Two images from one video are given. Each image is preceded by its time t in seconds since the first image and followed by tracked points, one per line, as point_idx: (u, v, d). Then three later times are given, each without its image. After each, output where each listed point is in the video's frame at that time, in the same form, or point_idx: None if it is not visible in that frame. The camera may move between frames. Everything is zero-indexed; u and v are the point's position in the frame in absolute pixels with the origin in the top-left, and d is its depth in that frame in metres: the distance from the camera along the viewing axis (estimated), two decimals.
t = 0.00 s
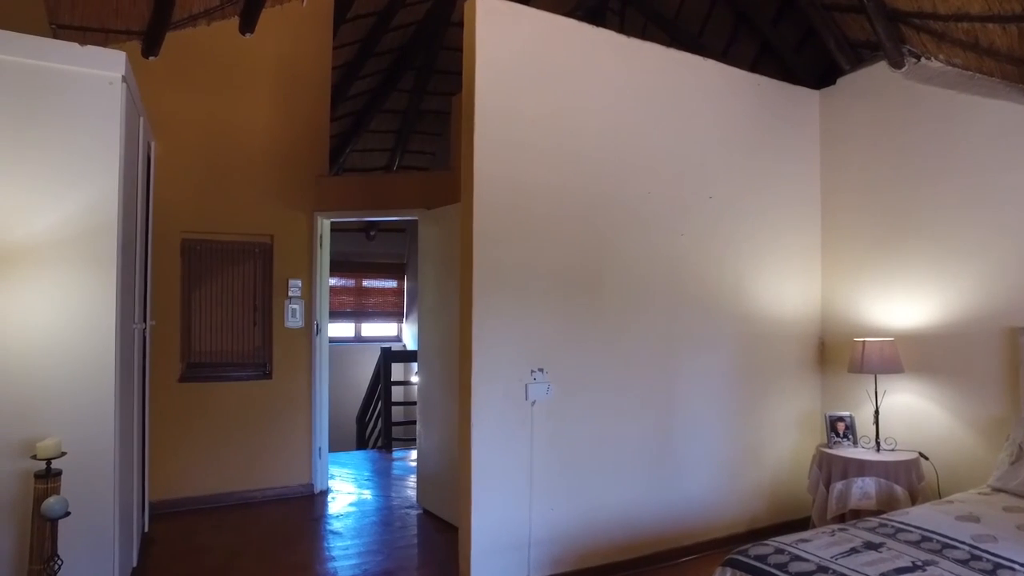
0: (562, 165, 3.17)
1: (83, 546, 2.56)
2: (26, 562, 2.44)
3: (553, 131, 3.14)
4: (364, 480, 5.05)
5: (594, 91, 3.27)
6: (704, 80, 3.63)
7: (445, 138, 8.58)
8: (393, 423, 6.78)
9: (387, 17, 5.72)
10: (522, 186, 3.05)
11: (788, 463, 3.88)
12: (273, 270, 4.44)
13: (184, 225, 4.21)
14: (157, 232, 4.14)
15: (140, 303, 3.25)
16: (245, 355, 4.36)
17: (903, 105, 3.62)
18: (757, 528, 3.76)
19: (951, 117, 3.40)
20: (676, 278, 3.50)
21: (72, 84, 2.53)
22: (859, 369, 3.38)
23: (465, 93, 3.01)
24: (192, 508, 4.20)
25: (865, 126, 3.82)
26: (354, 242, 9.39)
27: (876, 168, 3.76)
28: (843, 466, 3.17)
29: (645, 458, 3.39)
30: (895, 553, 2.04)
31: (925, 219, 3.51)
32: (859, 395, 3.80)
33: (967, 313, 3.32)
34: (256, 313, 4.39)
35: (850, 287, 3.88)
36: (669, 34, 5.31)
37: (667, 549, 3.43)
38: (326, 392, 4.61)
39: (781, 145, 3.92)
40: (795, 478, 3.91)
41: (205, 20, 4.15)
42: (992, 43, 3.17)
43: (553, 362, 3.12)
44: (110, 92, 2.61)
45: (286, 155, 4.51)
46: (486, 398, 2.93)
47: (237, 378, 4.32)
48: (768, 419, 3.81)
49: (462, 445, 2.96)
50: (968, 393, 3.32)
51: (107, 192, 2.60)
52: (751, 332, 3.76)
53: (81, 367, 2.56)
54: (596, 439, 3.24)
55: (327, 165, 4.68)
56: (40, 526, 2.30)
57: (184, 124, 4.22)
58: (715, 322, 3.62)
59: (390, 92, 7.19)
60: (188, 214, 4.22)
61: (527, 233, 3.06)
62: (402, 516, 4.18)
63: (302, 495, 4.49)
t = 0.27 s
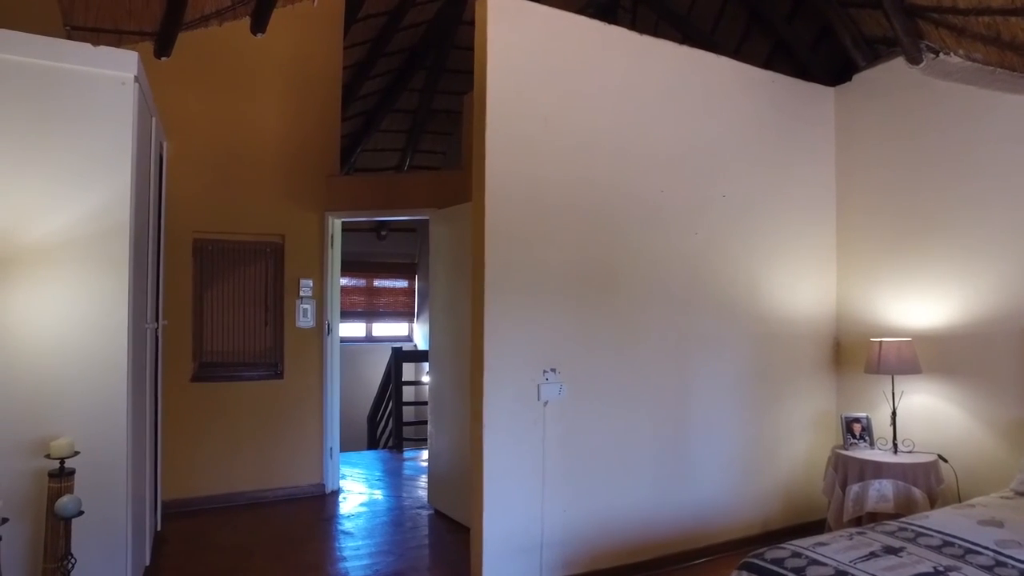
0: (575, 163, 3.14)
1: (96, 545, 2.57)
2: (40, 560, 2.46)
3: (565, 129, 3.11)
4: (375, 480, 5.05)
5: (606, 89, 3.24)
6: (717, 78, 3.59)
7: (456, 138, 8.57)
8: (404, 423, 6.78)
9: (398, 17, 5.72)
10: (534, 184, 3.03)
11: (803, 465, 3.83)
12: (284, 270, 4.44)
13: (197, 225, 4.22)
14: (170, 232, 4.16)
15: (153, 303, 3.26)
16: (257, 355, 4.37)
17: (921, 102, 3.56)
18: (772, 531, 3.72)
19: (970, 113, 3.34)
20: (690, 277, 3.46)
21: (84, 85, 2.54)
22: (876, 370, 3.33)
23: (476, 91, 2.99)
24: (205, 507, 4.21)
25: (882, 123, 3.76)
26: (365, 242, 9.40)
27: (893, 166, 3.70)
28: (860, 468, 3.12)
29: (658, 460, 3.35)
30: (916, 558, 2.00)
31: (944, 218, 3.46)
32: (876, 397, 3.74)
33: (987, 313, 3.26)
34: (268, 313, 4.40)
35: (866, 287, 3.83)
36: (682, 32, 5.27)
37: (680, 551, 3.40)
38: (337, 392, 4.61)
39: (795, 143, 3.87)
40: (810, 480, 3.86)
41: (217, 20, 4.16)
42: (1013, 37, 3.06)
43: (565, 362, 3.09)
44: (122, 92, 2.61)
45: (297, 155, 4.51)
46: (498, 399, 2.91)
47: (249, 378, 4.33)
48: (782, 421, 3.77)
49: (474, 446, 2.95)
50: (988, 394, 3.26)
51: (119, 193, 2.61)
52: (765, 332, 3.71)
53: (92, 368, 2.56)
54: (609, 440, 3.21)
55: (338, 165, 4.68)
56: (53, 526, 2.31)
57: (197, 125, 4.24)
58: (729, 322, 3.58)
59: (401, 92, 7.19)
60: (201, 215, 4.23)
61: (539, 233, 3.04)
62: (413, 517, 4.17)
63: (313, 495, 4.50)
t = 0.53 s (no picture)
0: (586, 161, 3.11)
1: (107, 545, 2.57)
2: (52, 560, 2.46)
3: (576, 127, 3.09)
4: (385, 481, 5.04)
5: (618, 87, 3.21)
6: (730, 75, 3.55)
7: (466, 137, 8.56)
8: (414, 423, 6.76)
9: (408, 16, 5.71)
10: (546, 182, 3.00)
11: (817, 467, 3.78)
12: (294, 270, 4.44)
13: (207, 225, 4.22)
14: (180, 232, 4.16)
15: (163, 303, 3.26)
16: (267, 355, 4.37)
17: (938, 98, 3.50)
18: (786, 534, 3.67)
19: (989, 109, 3.28)
20: (702, 277, 3.42)
21: (95, 84, 2.54)
22: (893, 371, 3.28)
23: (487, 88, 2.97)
24: (215, 507, 4.22)
25: (897, 120, 3.71)
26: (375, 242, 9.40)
27: (909, 163, 3.64)
28: (876, 470, 3.07)
29: (670, 461, 3.32)
30: (937, 563, 1.96)
31: (962, 216, 3.40)
32: (892, 398, 3.69)
33: (1006, 313, 3.20)
34: (278, 312, 4.40)
35: (882, 286, 3.77)
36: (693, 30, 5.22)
37: (693, 553, 3.36)
38: (347, 392, 4.60)
39: (810, 141, 3.82)
40: (825, 482, 3.81)
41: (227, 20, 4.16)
42: None
43: (577, 363, 3.06)
44: (131, 92, 2.61)
45: (307, 154, 4.51)
46: (508, 399, 2.89)
47: (259, 377, 4.33)
48: (796, 422, 3.72)
49: (484, 446, 2.92)
50: (1008, 395, 3.20)
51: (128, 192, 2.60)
52: (779, 332, 3.67)
53: (102, 367, 2.56)
54: (620, 441, 3.18)
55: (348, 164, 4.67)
56: (64, 525, 2.31)
57: (207, 125, 4.24)
58: (742, 322, 3.54)
59: (411, 91, 7.18)
60: (211, 215, 4.24)
61: (550, 232, 3.01)
62: (423, 517, 4.16)
63: (323, 495, 4.49)
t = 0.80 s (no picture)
0: (599, 158, 3.07)
1: (119, 545, 2.56)
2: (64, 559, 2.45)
3: (590, 124, 3.05)
4: (397, 480, 5.03)
5: (632, 82, 3.16)
6: (746, 70, 3.50)
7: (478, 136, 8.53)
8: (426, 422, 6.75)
9: (419, 14, 5.69)
10: (559, 180, 2.97)
11: (835, 469, 3.72)
12: (306, 269, 4.44)
13: (218, 224, 4.22)
14: (192, 231, 4.17)
15: (175, 302, 3.25)
16: (278, 354, 4.36)
17: (959, 93, 3.43)
18: (803, 536, 3.61)
19: (1012, 103, 3.21)
20: (718, 275, 3.38)
21: (106, 83, 2.53)
22: (913, 371, 3.21)
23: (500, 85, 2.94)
24: (227, 506, 4.22)
25: (917, 115, 3.64)
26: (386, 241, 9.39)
27: (929, 159, 3.57)
28: (896, 472, 3.01)
29: (685, 462, 3.27)
30: (965, 570, 1.90)
31: (985, 212, 3.32)
32: (912, 398, 3.62)
33: None
34: (290, 312, 4.39)
35: (901, 285, 3.70)
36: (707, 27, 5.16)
37: (708, 556, 3.32)
38: (358, 391, 4.59)
39: (827, 137, 3.76)
40: (842, 484, 3.75)
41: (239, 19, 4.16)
42: None
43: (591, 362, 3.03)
44: (143, 89, 2.60)
45: (318, 152, 4.49)
46: (521, 399, 2.85)
47: (271, 377, 4.32)
48: (814, 423, 3.66)
49: (497, 447, 2.89)
50: None
51: (140, 190, 2.59)
52: (796, 332, 3.61)
53: (114, 366, 2.55)
54: (634, 441, 3.14)
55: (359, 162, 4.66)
56: (77, 524, 2.30)
57: (218, 124, 4.24)
58: (758, 321, 3.49)
59: (422, 90, 7.17)
60: (222, 214, 4.23)
61: (563, 230, 2.97)
62: (434, 518, 4.13)
63: (335, 494, 4.48)
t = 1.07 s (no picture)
0: (615, 155, 3.03)
1: (132, 545, 2.55)
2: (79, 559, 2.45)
3: (606, 121, 3.00)
4: (409, 481, 5.00)
5: (648, 79, 3.11)
6: (764, 66, 3.43)
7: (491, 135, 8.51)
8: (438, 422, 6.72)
9: (431, 12, 5.67)
10: (574, 178, 2.92)
11: (854, 472, 3.65)
12: (318, 268, 4.42)
13: (231, 223, 4.22)
14: (205, 231, 4.16)
15: (188, 301, 3.25)
16: (291, 354, 4.36)
17: (984, 87, 3.35)
18: (822, 540, 3.55)
19: None
20: (736, 274, 3.32)
21: (118, 82, 2.52)
22: (937, 373, 3.14)
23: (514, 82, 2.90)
24: (240, 505, 4.21)
25: (940, 111, 3.56)
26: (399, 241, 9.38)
27: (953, 156, 3.49)
28: (920, 476, 2.94)
29: (702, 464, 3.22)
30: None
31: (1011, 210, 3.24)
32: (936, 400, 3.54)
33: None
34: (302, 311, 4.38)
35: (923, 284, 3.62)
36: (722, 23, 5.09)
37: (725, 560, 3.26)
38: (371, 391, 4.57)
39: (846, 133, 3.69)
40: (863, 487, 3.68)
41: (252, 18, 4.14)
42: None
43: (606, 363, 2.98)
44: (156, 88, 2.58)
45: (331, 152, 4.48)
46: (536, 400, 2.81)
47: (284, 376, 4.31)
48: (833, 425, 3.59)
49: (512, 448, 2.86)
50: None
51: (154, 189, 2.58)
52: (814, 332, 3.54)
53: (128, 366, 2.54)
54: (651, 443, 3.09)
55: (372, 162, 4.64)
56: (91, 524, 2.29)
57: (230, 124, 4.23)
58: (776, 321, 3.43)
59: (434, 88, 7.15)
60: (235, 213, 4.23)
61: (578, 228, 2.93)
62: (447, 519, 4.10)
63: (347, 495, 4.47)
